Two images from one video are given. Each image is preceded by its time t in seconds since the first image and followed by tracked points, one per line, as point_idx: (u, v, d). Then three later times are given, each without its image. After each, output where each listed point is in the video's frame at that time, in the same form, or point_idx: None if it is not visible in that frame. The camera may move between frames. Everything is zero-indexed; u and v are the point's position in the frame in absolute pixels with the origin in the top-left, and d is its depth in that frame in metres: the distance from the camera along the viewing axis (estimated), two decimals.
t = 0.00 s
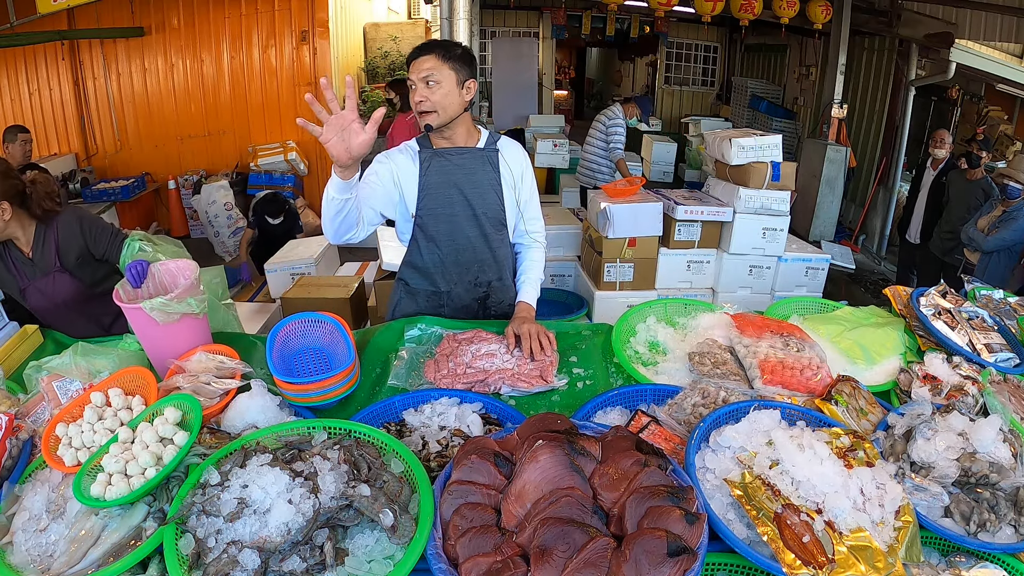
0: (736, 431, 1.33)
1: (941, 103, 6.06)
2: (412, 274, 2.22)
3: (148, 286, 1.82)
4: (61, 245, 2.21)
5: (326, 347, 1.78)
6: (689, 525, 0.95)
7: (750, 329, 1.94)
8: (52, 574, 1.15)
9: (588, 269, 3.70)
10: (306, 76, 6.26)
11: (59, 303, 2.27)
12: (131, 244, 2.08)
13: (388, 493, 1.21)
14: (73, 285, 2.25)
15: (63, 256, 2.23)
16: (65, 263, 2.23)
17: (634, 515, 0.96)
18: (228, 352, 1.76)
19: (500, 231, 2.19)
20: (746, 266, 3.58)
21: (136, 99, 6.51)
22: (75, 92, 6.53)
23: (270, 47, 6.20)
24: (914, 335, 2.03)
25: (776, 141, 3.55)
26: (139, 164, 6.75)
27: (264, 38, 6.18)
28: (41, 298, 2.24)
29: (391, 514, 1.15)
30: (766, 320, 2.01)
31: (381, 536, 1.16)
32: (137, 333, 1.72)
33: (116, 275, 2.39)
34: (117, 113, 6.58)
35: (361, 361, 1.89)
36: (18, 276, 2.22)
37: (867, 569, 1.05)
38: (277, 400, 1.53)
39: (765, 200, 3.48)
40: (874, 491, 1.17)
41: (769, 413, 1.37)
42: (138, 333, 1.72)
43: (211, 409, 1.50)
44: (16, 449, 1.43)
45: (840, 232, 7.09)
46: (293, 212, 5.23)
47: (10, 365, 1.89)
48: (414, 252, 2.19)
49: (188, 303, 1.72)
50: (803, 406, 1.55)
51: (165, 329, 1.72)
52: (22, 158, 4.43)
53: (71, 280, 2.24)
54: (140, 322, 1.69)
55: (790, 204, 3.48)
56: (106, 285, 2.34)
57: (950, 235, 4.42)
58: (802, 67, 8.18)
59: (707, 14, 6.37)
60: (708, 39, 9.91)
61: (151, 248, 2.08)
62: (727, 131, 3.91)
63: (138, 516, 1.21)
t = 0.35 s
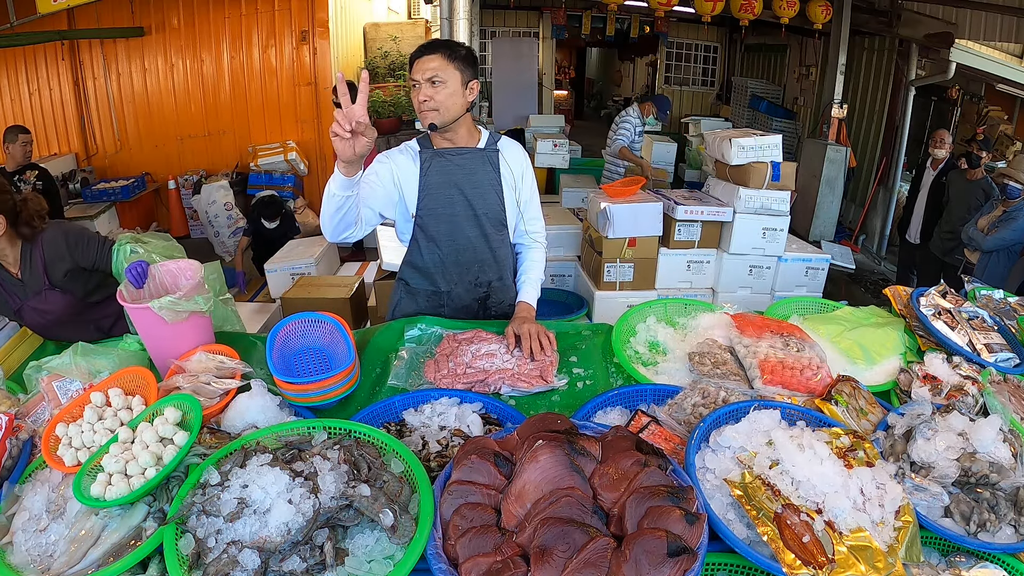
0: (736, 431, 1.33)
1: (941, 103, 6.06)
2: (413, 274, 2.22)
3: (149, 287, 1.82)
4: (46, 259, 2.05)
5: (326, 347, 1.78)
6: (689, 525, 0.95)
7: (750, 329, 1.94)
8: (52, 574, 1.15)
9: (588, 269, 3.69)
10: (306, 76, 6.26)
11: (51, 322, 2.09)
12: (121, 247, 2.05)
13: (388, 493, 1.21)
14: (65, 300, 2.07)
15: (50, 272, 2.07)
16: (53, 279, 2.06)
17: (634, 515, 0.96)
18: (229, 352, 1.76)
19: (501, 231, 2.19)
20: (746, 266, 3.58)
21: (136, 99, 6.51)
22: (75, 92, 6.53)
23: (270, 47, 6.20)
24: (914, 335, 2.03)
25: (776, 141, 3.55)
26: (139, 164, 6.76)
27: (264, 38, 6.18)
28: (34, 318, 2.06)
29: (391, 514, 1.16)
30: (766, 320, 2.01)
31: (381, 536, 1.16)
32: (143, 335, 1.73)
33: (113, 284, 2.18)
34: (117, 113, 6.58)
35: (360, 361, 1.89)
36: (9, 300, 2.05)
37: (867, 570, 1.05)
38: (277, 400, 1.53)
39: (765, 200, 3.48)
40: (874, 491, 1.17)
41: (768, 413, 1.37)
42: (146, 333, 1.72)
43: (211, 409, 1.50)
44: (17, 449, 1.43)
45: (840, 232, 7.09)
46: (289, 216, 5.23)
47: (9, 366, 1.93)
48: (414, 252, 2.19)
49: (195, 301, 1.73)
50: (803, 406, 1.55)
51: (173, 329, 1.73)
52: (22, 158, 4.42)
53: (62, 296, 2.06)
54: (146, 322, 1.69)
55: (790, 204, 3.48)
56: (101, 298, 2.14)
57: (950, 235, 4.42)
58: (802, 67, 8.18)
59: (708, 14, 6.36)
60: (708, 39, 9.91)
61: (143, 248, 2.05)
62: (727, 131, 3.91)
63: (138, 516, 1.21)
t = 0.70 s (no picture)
0: (736, 432, 1.33)
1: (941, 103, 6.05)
2: (413, 274, 2.22)
3: (150, 287, 1.83)
4: (52, 260, 2.00)
5: (325, 346, 1.78)
6: (689, 525, 0.95)
7: (750, 329, 1.94)
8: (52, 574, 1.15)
9: (588, 269, 3.69)
10: (306, 76, 6.27)
11: (51, 319, 2.08)
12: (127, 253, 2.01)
13: (388, 493, 1.21)
14: (66, 303, 2.05)
15: (54, 273, 2.02)
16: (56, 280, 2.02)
17: (634, 515, 0.96)
18: (231, 352, 1.75)
19: (501, 230, 2.19)
20: (746, 266, 3.58)
21: (136, 99, 6.51)
22: (75, 92, 6.53)
23: (270, 47, 6.20)
24: (914, 335, 2.03)
25: (776, 141, 3.55)
26: (139, 164, 6.76)
27: (264, 38, 6.18)
28: (35, 315, 2.05)
29: (391, 514, 1.15)
30: (766, 320, 2.01)
31: (381, 537, 1.16)
32: (148, 334, 1.72)
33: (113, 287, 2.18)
34: (117, 113, 6.58)
35: (360, 361, 1.89)
36: (8, 293, 2.02)
37: (867, 569, 1.05)
38: (277, 400, 1.53)
39: (765, 200, 3.48)
40: (874, 491, 1.17)
41: (768, 413, 1.37)
42: (151, 332, 1.71)
43: (210, 410, 1.50)
44: (16, 449, 1.43)
45: (840, 232, 7.09)
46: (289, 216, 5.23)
47: (10, 366, 1.89)
48: (414, 251, 2.19)
49: (203, 299, 1.73)
50: (803, 406, 1.55)
51: (180, 327, 1.72)
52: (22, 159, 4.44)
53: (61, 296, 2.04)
54: (154, 321, 1.69)
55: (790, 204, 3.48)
56: (101, 301, 2.14)
57: (950, 235, 4.41)
58: (802, 67, 8.18)
59: (707, 14, 6.37)
60: (708, 39, 9.92)
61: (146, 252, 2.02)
62: (727, 131, 3.92)
63: (138, 516, 1.21)
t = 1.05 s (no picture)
0: (736, 432, 1.33)
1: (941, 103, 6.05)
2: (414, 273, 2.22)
3: (148, 290, 1.84)
4: (100, 231, 2.26)
5: (326, 347, 1.78)
6: (689, 525, 0.95)
7: (750, 330, 1.94)
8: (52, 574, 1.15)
9: (588, 269, 3.69)
10: (307, 76, 6.27)
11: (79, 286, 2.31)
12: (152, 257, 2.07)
13: (389, 492, 1.21)
14: (98, 274, 2.30)
15: (95, 245, 2.27)
16: (91, 250, 2.26)
17: (634, 515, 0.96)
18: (233, 352, 1.74)
19: (502, 230, 2.19)
20: (746, 266, 3.59)
21: (136, 98, 6.51)
22: (75, 92, 6.53)
23: (271, 47, 6.20)
24: (914, 334, 2.03)
25: (776, 141, 3.56)
26: (138, 164, 6.74)
27: (265, 39, 6.19)
28: (65, 276, 2.28)
29: (391, 514, 1.16)
30: (766, 320, 2.01)
31: (381, 536, 1.16)
32: (150, 335, 1.72)
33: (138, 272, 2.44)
34: (117, 113, 6.58)
35: (360, 361, 1.89)
36: (49, 251, 2.25)
37: (867, 570, 1.05)
38: (277, 400, 1.53)
39: (765, 200, 3.48)
40: (874, 491, 1.17)
41: (768, 413, 1.37)
42: (153, 334, 1.71)
43: (210, 409, 1.50)
44: (17, 448, 1.43)
45: (840, 232, 7.08)
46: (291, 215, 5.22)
47: (10, 366, 1.89)
48: (415, 249, 2.19)
49: (202, 299, 1.74)
50: (803, 406, 1.55)
51: (181, 328, 1.73)
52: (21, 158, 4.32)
53: (94, 266, 2.28)
54: (155, 324, 1.69)
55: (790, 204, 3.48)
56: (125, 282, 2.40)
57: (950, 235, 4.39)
58: (802, 67, 8.18)
59: (707, 14, 6.36)
60: (708, 39, 9.92)
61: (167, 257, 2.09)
62: (727, 131, 3.92)
63: (138, 516, 1.21)
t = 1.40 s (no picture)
0: (736, 432, 1.33)
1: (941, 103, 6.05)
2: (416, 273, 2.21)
3: (148, 288, 1.84)
4: (131, 218, 2.37)
5: (325, 346, 1.78)
6: (689, 525, 0.95)
7: (750, 329, 1.94)
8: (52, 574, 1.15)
9: (588, 268, 3.69)
10: (307, 76, 6.27)
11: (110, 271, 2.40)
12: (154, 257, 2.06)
13: (388, 492, 1.21)
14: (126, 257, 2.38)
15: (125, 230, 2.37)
16: (120, 233, 2.36)
17: (634, 515, 0.96)
18: (233, 352, 1.74)
19: (506, 235, 2.20)
20: (746, 266, 3.59)
21: (136, 98, 6.51)
22: (75, 92, 6.53)
23: (271, 47, 6.20)
24: (914, 335, 2.03)
25: (775, 141, 3.57)
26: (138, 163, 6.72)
27: (265, 39, 6.19)
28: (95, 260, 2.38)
29: (391, 514, 1.16)
30: (766, 320, 2.01)
31: (381, 536, 1.16)
32: (150, 335, 1.71)
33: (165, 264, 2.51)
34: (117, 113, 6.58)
35: (360, 361, 1.89)
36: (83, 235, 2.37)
37: (867, 570, 1.05)
38: (277, 400, 1.53)
39: (765, 200, 3.48)
40: (874, 491, 1.17)
41: (768, 413, 1.37)
42: (152, 333, 1.71)
43: (210, 409, 1.50)
44: (16, 449, 1.43)
45: (840, 232, 7.08)
46: (293, 211, 5.18)
47: (10, 366, 1.89)
48: (418, 250, 2.18)
49: (203, 299, 1.74)
50: (803, 406, 1.55)
51: (181, 328, 1.73)
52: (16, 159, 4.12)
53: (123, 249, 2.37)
54: (156, 324, 1.69)
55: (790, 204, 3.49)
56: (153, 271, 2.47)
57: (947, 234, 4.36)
58: (802, 67, 8.18)
59: (707, 14, 6.36)
60: (708, 39, 9.92)
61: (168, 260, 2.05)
62: (727, 131, 3.93)
63: (138, 516, 1.21)
